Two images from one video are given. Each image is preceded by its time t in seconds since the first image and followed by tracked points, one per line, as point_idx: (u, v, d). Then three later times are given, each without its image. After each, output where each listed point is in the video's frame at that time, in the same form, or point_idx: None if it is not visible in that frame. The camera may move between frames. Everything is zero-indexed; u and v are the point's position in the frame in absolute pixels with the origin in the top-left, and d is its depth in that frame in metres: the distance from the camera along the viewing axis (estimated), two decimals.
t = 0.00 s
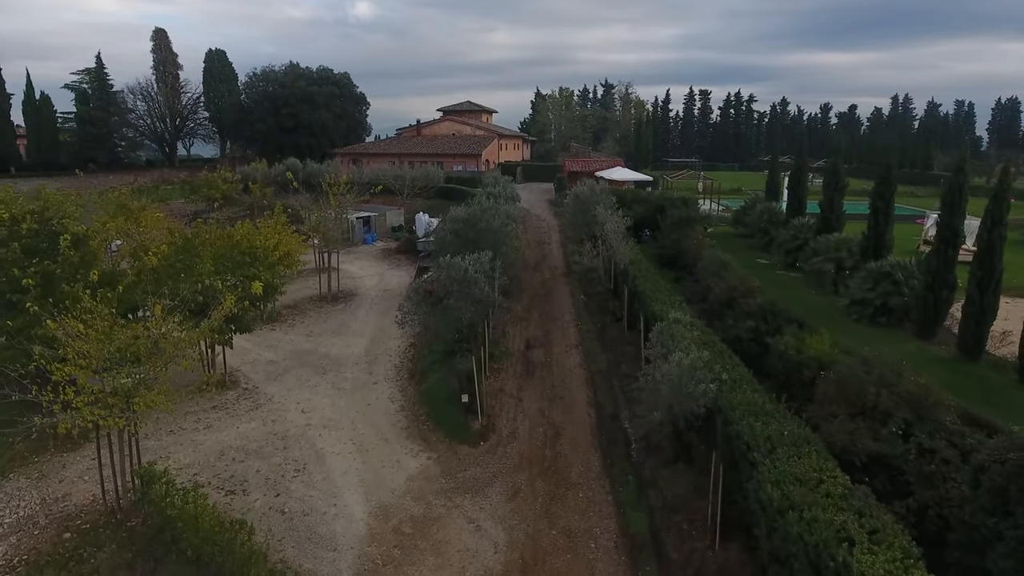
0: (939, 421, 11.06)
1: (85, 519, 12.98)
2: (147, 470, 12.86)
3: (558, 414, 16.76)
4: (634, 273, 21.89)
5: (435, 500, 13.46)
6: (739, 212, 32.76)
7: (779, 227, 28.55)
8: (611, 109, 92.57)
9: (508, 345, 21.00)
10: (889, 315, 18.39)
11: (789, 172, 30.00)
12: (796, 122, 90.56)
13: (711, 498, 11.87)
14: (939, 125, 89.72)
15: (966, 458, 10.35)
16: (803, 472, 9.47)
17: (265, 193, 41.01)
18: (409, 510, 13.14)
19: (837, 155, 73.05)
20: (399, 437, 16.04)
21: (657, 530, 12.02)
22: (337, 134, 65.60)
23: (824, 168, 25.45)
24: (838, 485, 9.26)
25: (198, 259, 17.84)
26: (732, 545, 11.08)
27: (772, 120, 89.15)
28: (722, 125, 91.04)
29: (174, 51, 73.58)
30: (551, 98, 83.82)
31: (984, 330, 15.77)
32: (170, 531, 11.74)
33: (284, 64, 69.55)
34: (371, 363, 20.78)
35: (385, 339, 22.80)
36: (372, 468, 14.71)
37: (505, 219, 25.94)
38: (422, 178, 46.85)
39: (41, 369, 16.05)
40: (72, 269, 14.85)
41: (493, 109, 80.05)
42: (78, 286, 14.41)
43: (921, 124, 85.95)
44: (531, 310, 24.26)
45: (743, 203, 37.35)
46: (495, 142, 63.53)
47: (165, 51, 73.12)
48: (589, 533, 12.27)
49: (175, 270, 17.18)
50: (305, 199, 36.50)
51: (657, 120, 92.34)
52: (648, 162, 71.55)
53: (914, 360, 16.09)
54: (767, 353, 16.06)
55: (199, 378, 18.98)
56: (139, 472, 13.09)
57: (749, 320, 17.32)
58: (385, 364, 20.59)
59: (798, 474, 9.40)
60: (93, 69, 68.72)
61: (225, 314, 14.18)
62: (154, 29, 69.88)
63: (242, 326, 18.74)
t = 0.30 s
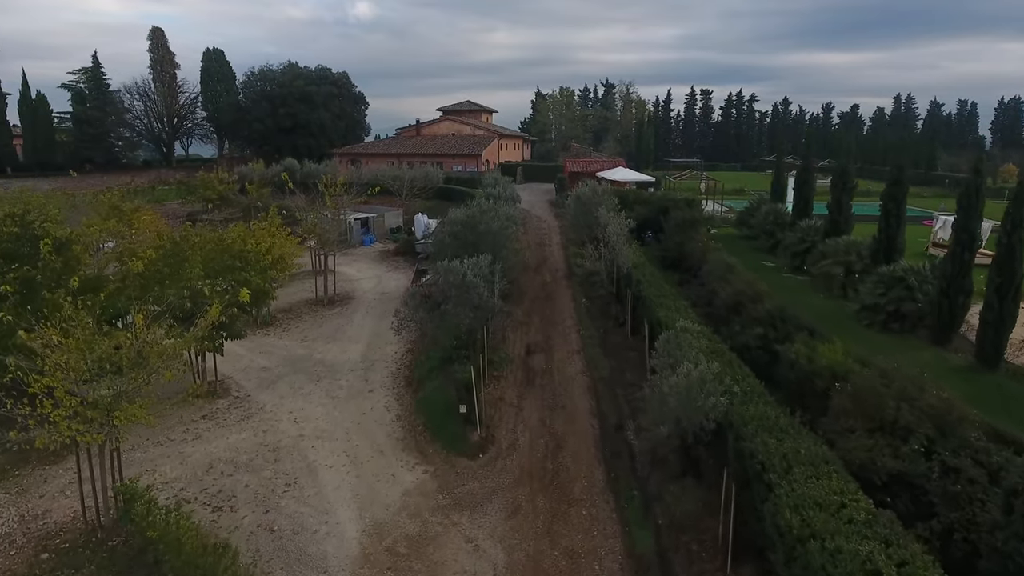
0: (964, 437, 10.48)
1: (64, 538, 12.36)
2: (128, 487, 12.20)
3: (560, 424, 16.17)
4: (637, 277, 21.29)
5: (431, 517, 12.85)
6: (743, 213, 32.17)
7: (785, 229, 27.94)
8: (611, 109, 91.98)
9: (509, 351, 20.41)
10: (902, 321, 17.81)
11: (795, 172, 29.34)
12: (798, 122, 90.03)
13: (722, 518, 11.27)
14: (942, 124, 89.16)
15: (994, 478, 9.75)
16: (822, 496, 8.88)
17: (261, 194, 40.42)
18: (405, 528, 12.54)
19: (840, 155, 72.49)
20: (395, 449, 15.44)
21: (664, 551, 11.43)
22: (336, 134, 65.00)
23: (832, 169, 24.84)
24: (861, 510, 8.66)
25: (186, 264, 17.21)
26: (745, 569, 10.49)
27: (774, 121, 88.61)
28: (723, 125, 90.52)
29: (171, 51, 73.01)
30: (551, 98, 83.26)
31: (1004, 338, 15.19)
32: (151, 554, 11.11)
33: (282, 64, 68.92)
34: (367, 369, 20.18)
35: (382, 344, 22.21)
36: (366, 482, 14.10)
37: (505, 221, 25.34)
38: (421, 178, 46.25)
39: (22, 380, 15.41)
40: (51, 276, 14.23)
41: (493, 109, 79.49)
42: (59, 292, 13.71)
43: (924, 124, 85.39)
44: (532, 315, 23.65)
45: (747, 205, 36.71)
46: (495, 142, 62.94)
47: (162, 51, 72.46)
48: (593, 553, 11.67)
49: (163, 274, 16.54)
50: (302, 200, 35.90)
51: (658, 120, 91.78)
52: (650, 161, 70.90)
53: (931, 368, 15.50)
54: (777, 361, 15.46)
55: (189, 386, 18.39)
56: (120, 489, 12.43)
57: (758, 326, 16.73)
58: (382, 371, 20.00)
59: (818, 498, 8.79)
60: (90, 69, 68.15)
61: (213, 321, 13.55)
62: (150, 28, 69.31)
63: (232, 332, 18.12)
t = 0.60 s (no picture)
0: (991, 455, 9.89)
1: (40, 560, 11.73)
2: (106, 507, 11.49)
3: (562, 436, 15.56)
4: (641, 281, 20.69)
5: (427, 536, 12.23)
6: (748, 215, 31.56)
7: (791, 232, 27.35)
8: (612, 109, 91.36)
9: (508, 358, 19.79)
10: (916, 328, 17.20)
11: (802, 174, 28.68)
12: (800, 122, 89.43)
13: (734, 541, 10.65)
14: (945, 124, 88.55)
15: None
16: (845, 523, 8.28)
17: (258, 195, 39.80)
18: (400, 548, 11.92)
19: (843, 155, 71.88)
20: (390, 462, 14.82)
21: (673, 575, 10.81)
22: (334, 134, 64.38)
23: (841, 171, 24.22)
24: (888, 539, 8.05)
25: (173, 269, 16.53)
26: None
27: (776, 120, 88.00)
28: (724, 125, 89.93)
29: (168, 50, 72.41)
30: (552, 98, 82.67)
31: None
32: None
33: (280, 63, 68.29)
34: (362, 377, 19.57)
35: (378, 350, 21.60)
36: (359, 498, 13.47)
37: (504, 223, 24.71)
38: (420, 179, 45.57)
39: None
40: (29, 283, 13.71)
41: (493, 108, 78.89)
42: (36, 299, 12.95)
43: (928, 125, 84.80)
44: (532, 319, 23.01)
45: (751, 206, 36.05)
46: (495, 143, 62.35)
47: (159, 49, 71.73)
48: None
49: (149, 280, 15.88)
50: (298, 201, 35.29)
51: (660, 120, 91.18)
52: (652, 162, 70.28)
53: (948, 378, 14.87)
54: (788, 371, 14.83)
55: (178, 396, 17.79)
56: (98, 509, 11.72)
57: (767, 334, 16.10)
58: (378, 379, 19.39)
59: (841, 526, 8.18)
60: (86, 69, 67.55)
61: (198, 331, 12.87)
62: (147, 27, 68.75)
63: (221, 339, 17.44)
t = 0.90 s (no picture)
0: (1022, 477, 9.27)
1: None
2: (80, 528, 10.77)
3: (563, 448, 14.92)
4: (645, 285, 20.06)
5: (421, 558, 11.60)
6: (753, 216, 30.92)
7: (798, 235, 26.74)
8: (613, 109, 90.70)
9: (508, 365, 19.16)
10: (930, 335, 16.59)
11: (809, 175, 28.06)
12: (802, 122, 88.76)
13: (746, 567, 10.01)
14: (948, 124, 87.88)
15: None
16: (872, 555, 7.63)
17: (254, 195, 39.16)
18: (393, 571, 11.29)
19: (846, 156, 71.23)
20: (384, 476, 14.19)
21: None
22: (332, 133, 63.73)
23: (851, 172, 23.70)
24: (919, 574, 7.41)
25: (159, 275, 15.83)
26: None
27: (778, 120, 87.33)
28: (726, 125, 89.24)
29: (165, 49, 71.78)
30: (552, 97, 82.01)
31: None
32: None
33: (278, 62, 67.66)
34: (357, 385, 18.93)
35: (374, 356, 20.95)
36: (351, 515, 12.84)
37: (504, 225, 24.05)
38: (419, 179, 44.79)
39: None
40: (5, 289, 13.03)
41: (493, 108, 78.25)
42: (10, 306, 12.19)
43: (931, 125, 84.13)
44: (533, 324, 22.36)
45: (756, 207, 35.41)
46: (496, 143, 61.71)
47: (156, 48, 71.12)
48: None
49: (133, 286, 15.20)
50: (294, 202, 34.65)
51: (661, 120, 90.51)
52: (653, 162, 69.60)
53: (967, 388, 14.23)
54: (801, 381, 14.18)
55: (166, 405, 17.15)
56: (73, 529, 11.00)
57: (777, 342, 15.47)
58: (373, 387, 18.75)
59: (868, 559, 7.54)
60: (83, 68, 66.94)
61: (182, 340, 12.15)
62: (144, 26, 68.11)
63: (210, 346, 16.76)
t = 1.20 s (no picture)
0: None
1: None
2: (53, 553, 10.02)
3: (564, 461, 14.29)
4: (648, 290, 19.43)
5: None
6: (757, 218, 30.28)
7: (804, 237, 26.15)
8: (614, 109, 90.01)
9: (507, 372, 18.52)
10: (945, 343, 16.01)
11: (814, 176, 27.48)
12: (804, 122, 88.11)
13: None
14: (951, 125, 87.17)
15: None
16: None
17: (249, 196, 38.55)
18: None
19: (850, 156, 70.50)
20: (377, 491, 13.56)
21: None
22: (330, 133, 63.07)
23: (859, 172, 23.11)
24: None
25: (142, 282, 15.20)
26: None
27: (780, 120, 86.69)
28: (727, 125, 88.56)
29: (161, 48, 71.14)
30: (552, 97, 81.38)
31: None
32: None
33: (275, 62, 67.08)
34: (351, 393, 18.30)
35: (369, 363, 20.33)
36: (342, 534, 12.22)
37: (502, 228, 23.43)
38: (417, 179, 44.19)
39: None
40: None
41: (493, 108, 77.61)
42: None
43: (935, 125, 83.49)
44: (533, 329, 21.74)
45: (759, 209, 34.80)
46: (495, 143, 61.07)
47: (152, 47, 70.50)
48: None
49: (115, 294, 14.58)
50: (289, 203, 34.01)
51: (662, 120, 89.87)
52: (655, 162, 68.95)
53: (986, 399, 13.62)
54: (813, 392, 13.56)
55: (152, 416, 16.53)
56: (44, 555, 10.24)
57: (787, 350, 14.84)
58: (368, 395, 18.13)
59: None
60: (78, 67, 66.31)
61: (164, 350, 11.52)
62: (140, 25, 67.49)
63: (194, 355, 16.14)
